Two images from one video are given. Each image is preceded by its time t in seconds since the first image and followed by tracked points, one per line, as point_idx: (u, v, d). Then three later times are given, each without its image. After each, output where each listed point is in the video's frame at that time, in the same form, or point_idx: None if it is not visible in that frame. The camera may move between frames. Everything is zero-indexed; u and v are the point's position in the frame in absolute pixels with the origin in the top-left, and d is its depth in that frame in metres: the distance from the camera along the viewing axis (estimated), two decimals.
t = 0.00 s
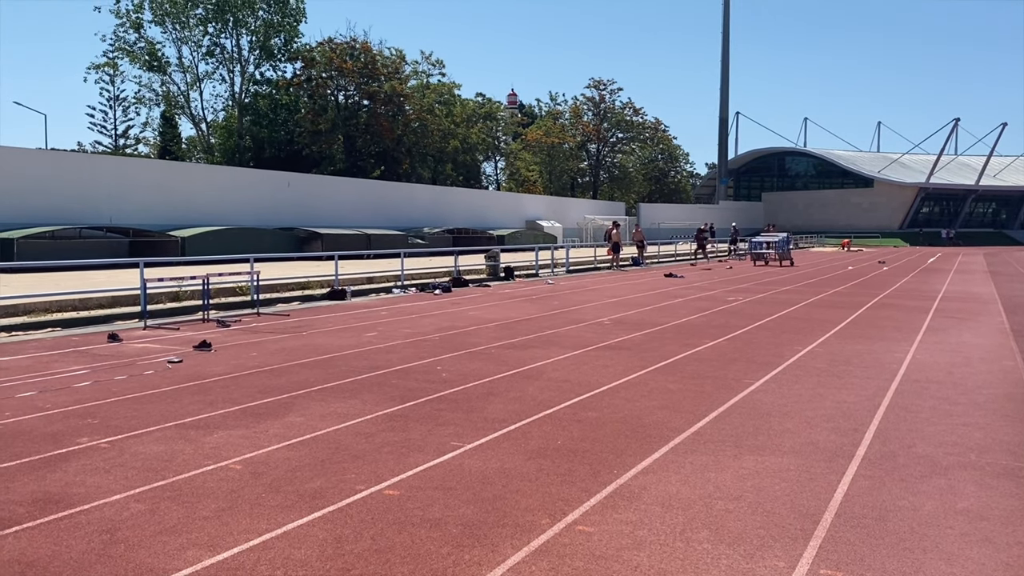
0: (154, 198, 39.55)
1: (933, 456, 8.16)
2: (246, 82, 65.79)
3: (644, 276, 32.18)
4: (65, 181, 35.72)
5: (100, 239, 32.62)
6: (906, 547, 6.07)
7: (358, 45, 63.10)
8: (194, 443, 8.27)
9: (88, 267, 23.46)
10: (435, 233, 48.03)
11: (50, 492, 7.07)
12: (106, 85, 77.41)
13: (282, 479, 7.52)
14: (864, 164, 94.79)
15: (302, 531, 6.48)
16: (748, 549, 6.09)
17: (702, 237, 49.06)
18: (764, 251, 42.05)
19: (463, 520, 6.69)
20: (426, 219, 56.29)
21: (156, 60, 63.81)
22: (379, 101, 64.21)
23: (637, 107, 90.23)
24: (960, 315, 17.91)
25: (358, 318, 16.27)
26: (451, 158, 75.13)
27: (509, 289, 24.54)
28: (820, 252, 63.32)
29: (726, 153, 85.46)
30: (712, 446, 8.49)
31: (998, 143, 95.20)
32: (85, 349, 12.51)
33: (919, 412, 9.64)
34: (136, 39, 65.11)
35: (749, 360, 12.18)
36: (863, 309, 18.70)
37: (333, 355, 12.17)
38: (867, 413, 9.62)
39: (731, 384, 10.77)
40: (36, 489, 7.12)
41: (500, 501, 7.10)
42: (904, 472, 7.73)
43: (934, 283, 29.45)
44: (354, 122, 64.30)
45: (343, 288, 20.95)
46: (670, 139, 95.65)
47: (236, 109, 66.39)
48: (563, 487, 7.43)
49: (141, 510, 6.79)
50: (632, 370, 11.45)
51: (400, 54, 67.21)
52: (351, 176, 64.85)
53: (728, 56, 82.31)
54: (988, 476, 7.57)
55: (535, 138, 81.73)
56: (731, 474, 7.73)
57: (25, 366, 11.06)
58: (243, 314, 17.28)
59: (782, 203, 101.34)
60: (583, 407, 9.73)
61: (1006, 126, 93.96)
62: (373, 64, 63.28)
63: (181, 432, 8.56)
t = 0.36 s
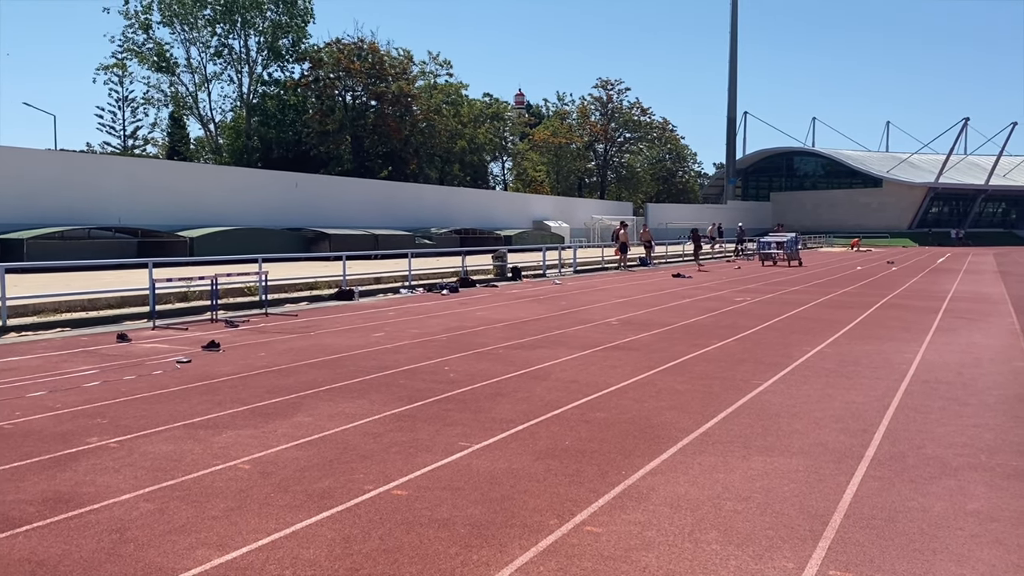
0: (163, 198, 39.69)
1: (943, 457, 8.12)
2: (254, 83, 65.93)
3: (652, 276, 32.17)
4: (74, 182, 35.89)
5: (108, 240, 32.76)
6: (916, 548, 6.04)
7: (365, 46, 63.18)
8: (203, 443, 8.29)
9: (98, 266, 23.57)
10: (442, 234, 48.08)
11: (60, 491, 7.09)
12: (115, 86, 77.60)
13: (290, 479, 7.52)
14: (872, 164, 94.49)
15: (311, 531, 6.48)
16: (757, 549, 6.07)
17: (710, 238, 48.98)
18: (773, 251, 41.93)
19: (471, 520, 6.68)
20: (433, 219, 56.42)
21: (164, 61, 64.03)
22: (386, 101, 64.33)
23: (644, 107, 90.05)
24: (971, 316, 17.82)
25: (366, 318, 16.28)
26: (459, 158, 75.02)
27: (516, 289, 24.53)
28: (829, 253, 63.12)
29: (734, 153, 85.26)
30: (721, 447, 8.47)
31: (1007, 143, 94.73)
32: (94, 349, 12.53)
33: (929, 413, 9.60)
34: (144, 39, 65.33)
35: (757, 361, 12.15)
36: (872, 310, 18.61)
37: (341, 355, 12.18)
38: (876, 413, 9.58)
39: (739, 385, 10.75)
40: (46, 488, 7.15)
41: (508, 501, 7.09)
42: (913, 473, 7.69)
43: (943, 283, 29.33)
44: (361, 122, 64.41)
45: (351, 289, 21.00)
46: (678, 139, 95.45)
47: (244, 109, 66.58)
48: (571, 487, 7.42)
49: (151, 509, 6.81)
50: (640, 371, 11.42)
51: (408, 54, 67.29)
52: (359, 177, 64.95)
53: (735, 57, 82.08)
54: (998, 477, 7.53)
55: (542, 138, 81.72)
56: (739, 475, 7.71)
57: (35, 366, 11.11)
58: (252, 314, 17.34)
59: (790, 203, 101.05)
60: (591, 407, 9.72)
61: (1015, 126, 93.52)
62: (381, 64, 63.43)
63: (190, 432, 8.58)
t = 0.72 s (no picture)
0: (172, 199, 39.84)
1: (952, 459, 8.08)
2: (261, 83, 66.15)
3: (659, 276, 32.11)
4: (83, 183, 36.08)
5: (116, 240, 32.90)
6: (925, 549, 6.01)
7: (372, 46, 63.29)
8: (210, 443, 8.30)
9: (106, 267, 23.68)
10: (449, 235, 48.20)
11: (68, 491, 7.12)
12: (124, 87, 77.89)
13: (298, 479, 7.53)
14: (880, 164, 94.17)
15: (318, 531, 6.49)
16: (765, 551, 6.05)
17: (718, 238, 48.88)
18: (780, 251, 41.83)
19: (478, 520, 6.68)
20: (440, 219, 56.52)
21: (172, 62, 64.24)
22: (393, 102, 64.40)
23: (651, 107, 89.89)
24: (980, 316, 17.73)
25: (373, 318, 16.31)
26: (465, 158, 74.84)
27: (523, 289, 24.54)
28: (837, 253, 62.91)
29: (741, 153, 85.03)
30: (729, 448, 8.45)
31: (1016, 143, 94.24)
32: (102, 349, 12.56)
33: (938, 414, 9.55)
34: (152, 40, 65.55)
35: (765, 361, 12.11)
36: (880, 311, 18.54)
37: (348, 355, 12.19)
38: (884, 415, 9.54)
39: (747, 386, 10.72)
40: (55, 487, 7.18)
41: (515, 502, 7.08)
42: (922, 474, 7.65)
43: (951, 283, 29.19)
44: (368, 122, 64.51)
45: (358, 289, 21.03)
46: (685, 139, 95.20)
47: (252, 110, 66.73)
48: (579, 488, 7.41)
49: (159, 509, 6.82)
50: (648, 371, 11.40)
51: (415, 54, 67.34)
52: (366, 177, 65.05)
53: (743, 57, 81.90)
54: (1007, 479, 7.48)
55: (549, 138, 81.76)
56: (747, 476, 7.69)
57: (43, 366, 11.14)
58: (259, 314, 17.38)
59: (797, 202, 100.75)
60: (598, 407, 9.71)
61: None
62: (388, 65, 63.46)
63: (197, 432, 8.60)
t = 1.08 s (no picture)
0: (181, 199, 39.97)
1: (961, 459, 8.03)
2: (270, 84, 66.35)
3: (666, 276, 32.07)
4: (92, 183, 36.22)
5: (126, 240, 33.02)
6: (935, 550, 5.99)
7: (380, 47, 63.41)
8: (219, 442, 8.32)
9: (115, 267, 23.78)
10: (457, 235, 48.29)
11: (79, 489, 7.15)
12: (133, 87, 78.07)
13: (306, 478, 7.55)
14: (889, 164, 93.80)
15: (327, 530, 6.49)
16: (774, 551, 6.03)
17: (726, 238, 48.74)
18: (789, 251, 41.72)
19: (486, 520, 6.68)
20: (448, 219, 56.59)
21: (181, 62, 64.44)
22: (401, 102, 64.55)
23: (659, 107, 89.66)
24: (990, 316, 17.64)
25: (380, 318, 16.31)
26: (473, 158, 74.82)
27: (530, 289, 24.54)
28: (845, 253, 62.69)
29: (750, 153, 84.72)
30: (737, 448, 8.43)
31: None
32: (111, 349, 12.61)
33: (947, 415, 9.50)
34: (161, 41, 65.76)
35: (774, 362, 12.05)
36: (889, 311, 18.46)
37: (356, 355, 12.20)
38: (894, 415, 9.49)
39: (755, 386, 10.68)
40: (66, 486, 7.21)
41: (523, 502, 7.08)
42: (931, 475, 7.62)
43: (961, 283, 29.01)
44: (376, 123, 64.68)
45: (366, 289, 21.05)
46: (693, 139, 94.91)
47: (260, 111, 66.81)
48: (587, 488, 7.40)
49: (168, 508, 6.84)
50: (656, 371, 11.37)
51: (423, 54, 67.43)
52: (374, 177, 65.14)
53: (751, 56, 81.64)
54: (1019, 480, 7.43)
55: (557, 138, 81.71)
56: (756, 476, 7.65)
57: (53, 366, 11.17)
58: (267, 314, 17.40)
59: (806, 203, 100.41)
60: (606, 407, 9.70)
61: None
62: (395, 65, 63.54)
63: (206, 431, 8.62)
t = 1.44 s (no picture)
0: (191, 199, 40.10)
1: (972, 461, 7.99)
2: (279, 84, 66.49)
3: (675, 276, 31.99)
4: (102, 183, 36.39)
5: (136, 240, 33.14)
6: (945, 552, 5.96)
7: (389, 47, 63.52)
8: (229, 442, 8.34)
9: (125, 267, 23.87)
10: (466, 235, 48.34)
11: (90, 488, 7.18)
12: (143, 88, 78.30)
13: (316, 477, 7.56)
14: (899, 164, 93.38)
15: (336, 530, 6.51)
16: (784, 552, 6.01)
17: (735, 238, 48.60)
18: (799, 251, 41.56)
19: (495, 520, 6.68)
20: (457, 219, 56.66)
21: (191, 63, 64.67)
22: (410, 102, 64.67)
23: (668, 106, 89.46)
24: (1001, 317, 17.52)
25: (389, 318, 16.32)
26: (481, 158, 74.72)
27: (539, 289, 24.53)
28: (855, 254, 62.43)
29: (759, 153, 84.44)
30: (747, 449, 8.40)
31: None
32: (121, 348, 12.65)
33: (958, 416, 9.45)
34: (171, 42, 65.99)
35: (784, 362, 12.01)
36: (901, 312, 18.34)
37: (365, 355, 12.20)
38: (904, 416, 9.44)
39: (765, 387, 10.64)
40: (77, 485, 7.24)
41: (532, 502, 7.07)
42: (942, 476, 7.58)
43: (972, 284, 28.84)
44: (385, 123, 64.87)
45: (375, 289, 21.07)
46: (703, 139, 94.62)
47: (269, 111, 66.95)
48: (596, 488, 7.39)
49: (179, 507, 6.87)
50: (665, 372, 11.33)
51: (432, 54, 67.51)
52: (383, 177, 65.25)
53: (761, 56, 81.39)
54: None
55: (566, 138, 81.70)
56: (766, 477, 7.63)
57: (64, 365, 11.23)
58: (277, 314, 17.43)
59: (815, 202, 100.04)
60: (615, 408, 9.69)
61: None
62: (404, 65, 63.68)
63: (216, 430, 8.64)
